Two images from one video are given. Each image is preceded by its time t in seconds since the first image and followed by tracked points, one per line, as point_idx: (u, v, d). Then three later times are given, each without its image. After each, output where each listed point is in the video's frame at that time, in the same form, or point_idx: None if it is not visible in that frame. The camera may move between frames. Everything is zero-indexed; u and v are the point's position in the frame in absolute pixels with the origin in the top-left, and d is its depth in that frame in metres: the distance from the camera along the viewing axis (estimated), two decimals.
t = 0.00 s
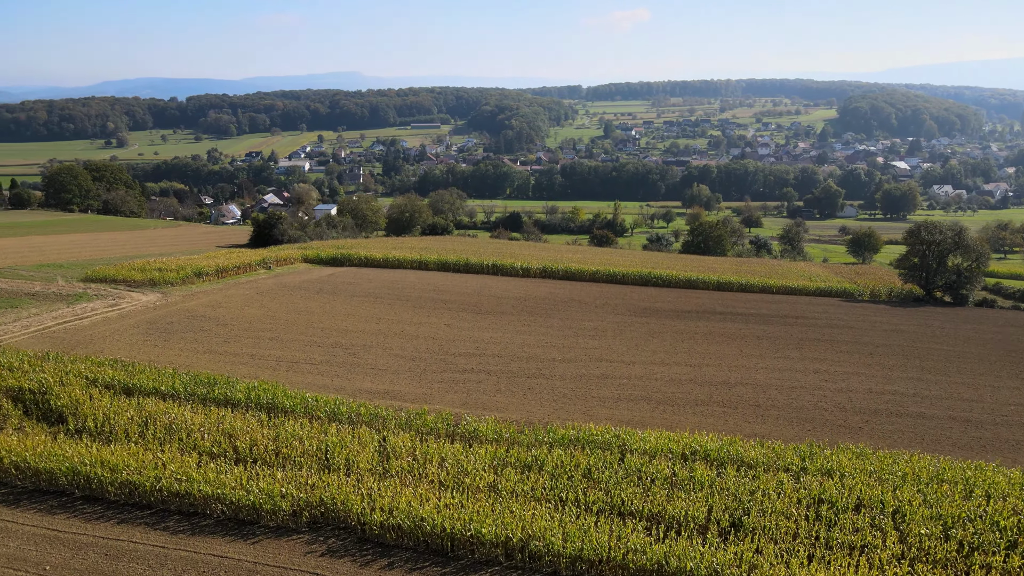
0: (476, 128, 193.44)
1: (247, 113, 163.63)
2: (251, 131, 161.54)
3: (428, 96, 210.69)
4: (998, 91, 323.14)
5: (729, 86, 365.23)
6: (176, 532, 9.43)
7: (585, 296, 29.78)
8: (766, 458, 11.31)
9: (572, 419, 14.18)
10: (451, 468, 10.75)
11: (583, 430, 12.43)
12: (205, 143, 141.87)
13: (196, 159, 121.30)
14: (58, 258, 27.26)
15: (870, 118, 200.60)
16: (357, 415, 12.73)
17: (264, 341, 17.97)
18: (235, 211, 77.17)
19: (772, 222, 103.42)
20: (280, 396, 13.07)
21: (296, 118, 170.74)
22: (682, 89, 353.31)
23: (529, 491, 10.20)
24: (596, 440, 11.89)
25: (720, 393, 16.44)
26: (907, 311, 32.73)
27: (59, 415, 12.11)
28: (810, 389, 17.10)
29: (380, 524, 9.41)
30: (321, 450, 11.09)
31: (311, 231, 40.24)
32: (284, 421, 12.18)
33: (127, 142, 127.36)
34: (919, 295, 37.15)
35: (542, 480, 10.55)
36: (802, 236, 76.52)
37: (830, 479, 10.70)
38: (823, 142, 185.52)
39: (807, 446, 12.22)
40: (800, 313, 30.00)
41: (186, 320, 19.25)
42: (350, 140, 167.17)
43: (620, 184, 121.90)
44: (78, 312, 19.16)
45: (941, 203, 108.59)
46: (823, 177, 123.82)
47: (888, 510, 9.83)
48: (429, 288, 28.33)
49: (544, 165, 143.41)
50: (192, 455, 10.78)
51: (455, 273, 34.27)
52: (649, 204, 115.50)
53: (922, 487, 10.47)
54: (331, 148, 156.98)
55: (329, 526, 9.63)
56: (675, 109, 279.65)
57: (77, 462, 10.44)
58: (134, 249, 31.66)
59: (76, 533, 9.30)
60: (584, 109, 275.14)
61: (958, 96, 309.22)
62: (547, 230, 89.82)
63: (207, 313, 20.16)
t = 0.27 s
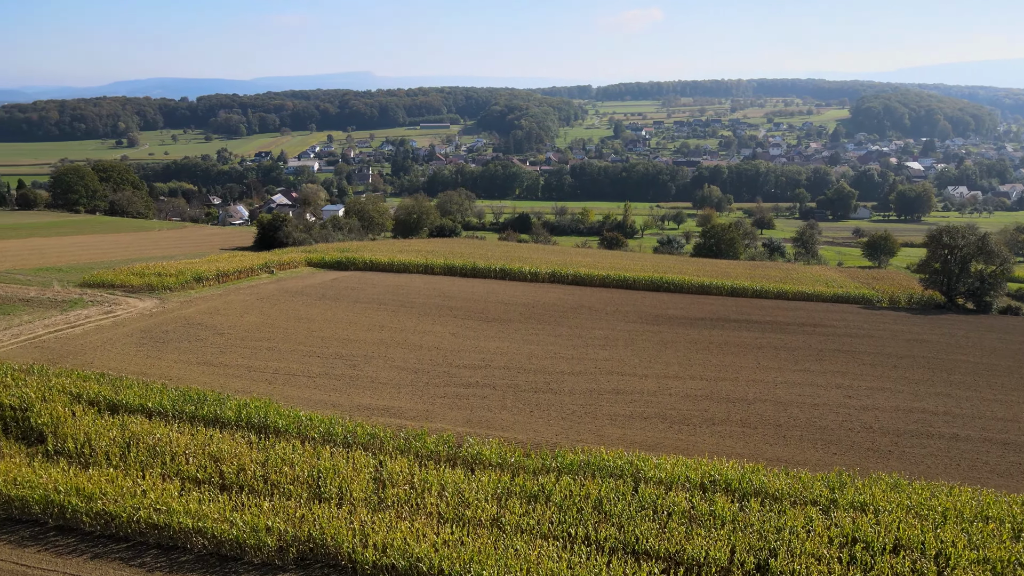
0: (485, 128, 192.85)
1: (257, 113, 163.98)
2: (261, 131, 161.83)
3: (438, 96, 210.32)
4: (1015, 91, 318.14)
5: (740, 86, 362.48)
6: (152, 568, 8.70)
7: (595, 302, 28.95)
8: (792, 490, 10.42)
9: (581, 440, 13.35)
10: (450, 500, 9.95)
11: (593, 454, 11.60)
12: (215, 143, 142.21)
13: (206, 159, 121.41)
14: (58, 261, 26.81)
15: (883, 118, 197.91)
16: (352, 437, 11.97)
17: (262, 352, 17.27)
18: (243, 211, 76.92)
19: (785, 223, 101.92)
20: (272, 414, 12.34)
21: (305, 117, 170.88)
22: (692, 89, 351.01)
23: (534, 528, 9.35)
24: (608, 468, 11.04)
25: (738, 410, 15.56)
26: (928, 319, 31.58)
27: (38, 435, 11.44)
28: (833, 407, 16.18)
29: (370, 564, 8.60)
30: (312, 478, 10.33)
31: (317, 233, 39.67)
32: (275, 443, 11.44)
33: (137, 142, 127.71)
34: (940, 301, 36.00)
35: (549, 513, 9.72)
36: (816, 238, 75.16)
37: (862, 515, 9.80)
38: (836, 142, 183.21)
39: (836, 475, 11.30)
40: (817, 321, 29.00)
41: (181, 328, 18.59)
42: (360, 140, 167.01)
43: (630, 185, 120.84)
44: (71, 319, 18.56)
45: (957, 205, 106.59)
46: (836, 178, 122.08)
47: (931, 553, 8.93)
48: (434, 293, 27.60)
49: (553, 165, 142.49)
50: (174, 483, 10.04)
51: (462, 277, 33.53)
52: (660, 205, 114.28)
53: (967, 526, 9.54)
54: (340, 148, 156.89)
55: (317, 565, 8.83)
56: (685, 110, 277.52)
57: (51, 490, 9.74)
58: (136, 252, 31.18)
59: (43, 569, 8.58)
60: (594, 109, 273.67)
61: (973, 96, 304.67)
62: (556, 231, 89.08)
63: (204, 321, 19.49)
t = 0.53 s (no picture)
0: (495, 128, 192.25)
1: (267, 113, 164.36)
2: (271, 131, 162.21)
3: (448, 96, 209.95)
4: None
5: (751, 86, 359.41)
6: None
7: (605, 309, 28.12)
8: (823, 527, 9.55)
9: (592, 463, 12.53)
10: (450, 536, 9.15)
11: (605, 482, 10.77)
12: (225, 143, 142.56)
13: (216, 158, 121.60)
14: (57, 264, 26.33)
15: (897, 118, 195.19)
16: (347, 461, 11.20)
17: (258, 362, 16.60)
18: (251, 212, 76.67)
19: (798, 224, 100.46)
20: (263, 435, 11.61)
21: (315, 118, 171.23)
22: (703, 89, 348.54)
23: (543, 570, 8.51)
24: (621, 500, 10.22)
25: (758, 429, 14.70)
26: (951, 327, 30.42)
27: (16, 456, 10.77)
28: (859, 426, 15.30)
29: None
30: (302, 509, 9.57)
31: (322, 236, 39.18)
32: (265, 468, 10.70)
33: (148, 142, 128.14)
34: (962, 308, 34.63)
35: (558, 552, 8.89)
36: (830, 241, 73.81)
37: (903, 558, 8.90)
38: (849, 143, 180.83)
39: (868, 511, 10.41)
40: (834, 330, 28.07)
41: (176, 336, 17.93)
42: (369, 140, 166.94)
43: (640, 186, 119.81)
44: (64, 325, 17.97)
45: (973, 206, 104.51)
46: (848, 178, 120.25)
47: None
48: (440, 299, 26.91)
49: (563, 166, 141.58)
50: (152, 513, 9.32)
51: (469, 282, 32.88)
52: (670, 206, 113.13)
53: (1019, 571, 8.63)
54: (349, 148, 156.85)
55: None
56: (696, 109, 275.38)
57: (22, 520, 9.05)
58: (138, 255, 30.67)
59: None
60: (604, 110, 272.31)
61: (989, 95, 300.04)
62: (565, 233, 88.43)
63: (201, 329, 18.85)
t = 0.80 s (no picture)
0: (504, 128, 191.53)
1: (277, 113, 164.68)
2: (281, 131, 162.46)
3: (457, 95, 209.50)
4: None
5: (763, 86, 356.38)
6: None
7: (615, 316, 27.26)
8: (860, 570, 8.67)
9: (602, 489, 11.72)
10: None
11: (617, 515, 9.94)
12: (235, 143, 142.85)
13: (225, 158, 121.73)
14: (57, 268, 25.86)
15: (911, 118, 192.33)
16: (340, 487, 10.44)
17: (254, 374, 15.90)
18: (259, 213, 76.41)
19: (811, 226, 98.93)
20: (251, 457, 10.88)
21: (325, 118, 171.39)
22: (714, 89, 346.02)
23: None
24: (636, 537, 9.40)
25: (779, 451, 13.84)
26: (975, 336, 29.26)
27: None
28: (887, 448, 14.39)
29: None
30: (289, 545, 8.80)
31: (328, 238, 38.64)
32: (251, 496, 9.96)
33: (159, 141, 128.49)
34: (986, 315, 33.26)
35: None
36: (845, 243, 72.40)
37: None
38: (862, 143, 178.42)
39: (907, 551, 9.52)
40: (853, 339, 27.07)
41: (171, 345, 17.30)
42: (379, 140, 166.77)
43: (650, 187, 118.79)
44: (55, 333, 17.37)
45: (991, 208, 102.38)
46: (862, 179, 118.41)
47: None
48: (445, 305, 26.22)
49: (572, 166, 140.65)
50: (128, 548, 8.61)
51: (476, 287, 32.16)
52: (681, 207, 111.92)
53: None
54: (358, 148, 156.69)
55: None
56: (707, 110, 273.16)
57: None
58: (140, 258, 30.19)
59: None
60: (614, 110, 270.83)
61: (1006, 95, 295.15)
62: (575, 234, 87.72)
63: (197, 338, 18.21)
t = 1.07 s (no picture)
0: (514, 128, 190.89)
1: (287, 113, 165.03)
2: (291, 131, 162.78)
3: (467, 95, 209.11)
4: None
5: (775, 86, 353.53)
6: None
7: (626, 325, 26.47)
8: None
9: (615, 518, 10.89)
10: None
11: (631, 551, 9.19)
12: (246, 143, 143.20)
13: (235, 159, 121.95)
14: (57, 271, 25.39)
15: (925, 118, 189.73)
16: (332, 518, 9.68)
17: (250, 387, 15.22)
18: (267, 213, 76.20)
19: (824, 228, 97.45)
20: (239, 483, 10.16)
21: (335, 118, 171.54)
22: (725, 89, 343.50)
23: None
24: None
25: (804, 476, 12.99)
26: (1001, 345, 28.12)
27: None
28: (920, 473, 13.48)
29: None
30: None
31: (334, 240, 38.10)
32: (234, 530, 9.20)
33: (170, 141, 128.91)
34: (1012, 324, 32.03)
35: None
36: (860, 246, 71.03)
37: None
38: (875, 143, 176.20)
39: None
40: (874, 349, 26.07)
41: (165, 355, 16.67)
42: (388, 140, 166.61)
43: (660, 188, 117.67)
44: (46, 341, 16.79)
45: (1008, 209, 100.33)
46: (876, 180, 116.58)
47: None
48: (452, 311, 25.52)
49: (582, 167, 139.81)
50: None
51: (483, 292, 31.45)
52: (692, 208, 110.75)
53: None
54: (368, 148, 156.62)
55: None
56: (718, 110, 271.11)
57: None
58: (143, 261, 29.73)
59: None
60: (624, 110, 269.36)
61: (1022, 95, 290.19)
62: (585, 236, 87.04)
63: (192, 346, 17.57)
